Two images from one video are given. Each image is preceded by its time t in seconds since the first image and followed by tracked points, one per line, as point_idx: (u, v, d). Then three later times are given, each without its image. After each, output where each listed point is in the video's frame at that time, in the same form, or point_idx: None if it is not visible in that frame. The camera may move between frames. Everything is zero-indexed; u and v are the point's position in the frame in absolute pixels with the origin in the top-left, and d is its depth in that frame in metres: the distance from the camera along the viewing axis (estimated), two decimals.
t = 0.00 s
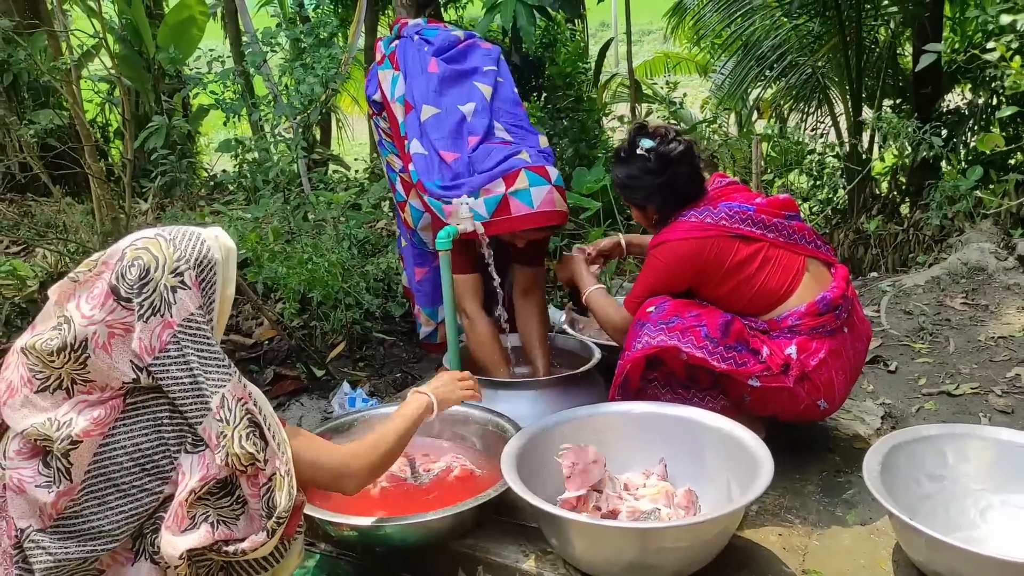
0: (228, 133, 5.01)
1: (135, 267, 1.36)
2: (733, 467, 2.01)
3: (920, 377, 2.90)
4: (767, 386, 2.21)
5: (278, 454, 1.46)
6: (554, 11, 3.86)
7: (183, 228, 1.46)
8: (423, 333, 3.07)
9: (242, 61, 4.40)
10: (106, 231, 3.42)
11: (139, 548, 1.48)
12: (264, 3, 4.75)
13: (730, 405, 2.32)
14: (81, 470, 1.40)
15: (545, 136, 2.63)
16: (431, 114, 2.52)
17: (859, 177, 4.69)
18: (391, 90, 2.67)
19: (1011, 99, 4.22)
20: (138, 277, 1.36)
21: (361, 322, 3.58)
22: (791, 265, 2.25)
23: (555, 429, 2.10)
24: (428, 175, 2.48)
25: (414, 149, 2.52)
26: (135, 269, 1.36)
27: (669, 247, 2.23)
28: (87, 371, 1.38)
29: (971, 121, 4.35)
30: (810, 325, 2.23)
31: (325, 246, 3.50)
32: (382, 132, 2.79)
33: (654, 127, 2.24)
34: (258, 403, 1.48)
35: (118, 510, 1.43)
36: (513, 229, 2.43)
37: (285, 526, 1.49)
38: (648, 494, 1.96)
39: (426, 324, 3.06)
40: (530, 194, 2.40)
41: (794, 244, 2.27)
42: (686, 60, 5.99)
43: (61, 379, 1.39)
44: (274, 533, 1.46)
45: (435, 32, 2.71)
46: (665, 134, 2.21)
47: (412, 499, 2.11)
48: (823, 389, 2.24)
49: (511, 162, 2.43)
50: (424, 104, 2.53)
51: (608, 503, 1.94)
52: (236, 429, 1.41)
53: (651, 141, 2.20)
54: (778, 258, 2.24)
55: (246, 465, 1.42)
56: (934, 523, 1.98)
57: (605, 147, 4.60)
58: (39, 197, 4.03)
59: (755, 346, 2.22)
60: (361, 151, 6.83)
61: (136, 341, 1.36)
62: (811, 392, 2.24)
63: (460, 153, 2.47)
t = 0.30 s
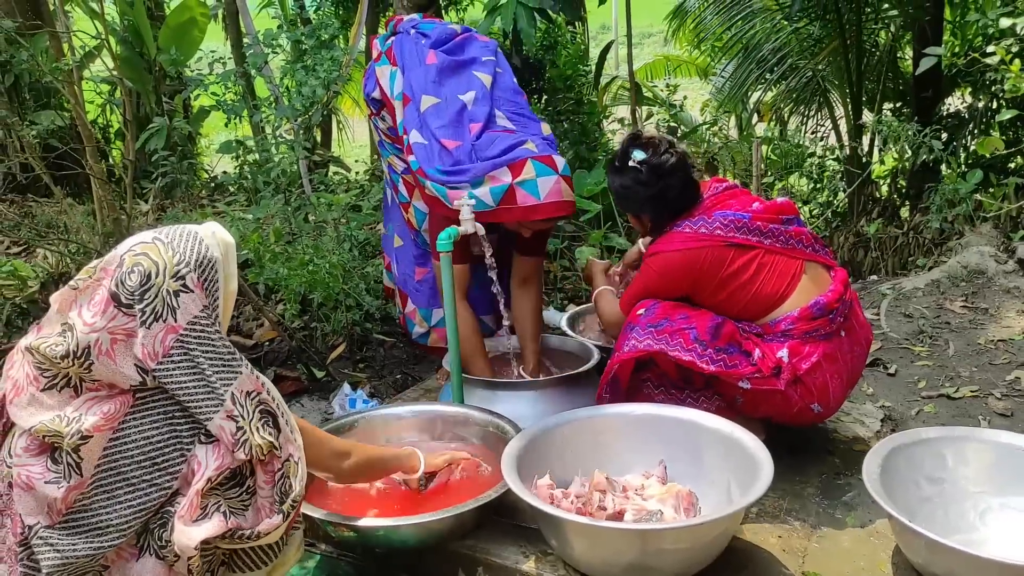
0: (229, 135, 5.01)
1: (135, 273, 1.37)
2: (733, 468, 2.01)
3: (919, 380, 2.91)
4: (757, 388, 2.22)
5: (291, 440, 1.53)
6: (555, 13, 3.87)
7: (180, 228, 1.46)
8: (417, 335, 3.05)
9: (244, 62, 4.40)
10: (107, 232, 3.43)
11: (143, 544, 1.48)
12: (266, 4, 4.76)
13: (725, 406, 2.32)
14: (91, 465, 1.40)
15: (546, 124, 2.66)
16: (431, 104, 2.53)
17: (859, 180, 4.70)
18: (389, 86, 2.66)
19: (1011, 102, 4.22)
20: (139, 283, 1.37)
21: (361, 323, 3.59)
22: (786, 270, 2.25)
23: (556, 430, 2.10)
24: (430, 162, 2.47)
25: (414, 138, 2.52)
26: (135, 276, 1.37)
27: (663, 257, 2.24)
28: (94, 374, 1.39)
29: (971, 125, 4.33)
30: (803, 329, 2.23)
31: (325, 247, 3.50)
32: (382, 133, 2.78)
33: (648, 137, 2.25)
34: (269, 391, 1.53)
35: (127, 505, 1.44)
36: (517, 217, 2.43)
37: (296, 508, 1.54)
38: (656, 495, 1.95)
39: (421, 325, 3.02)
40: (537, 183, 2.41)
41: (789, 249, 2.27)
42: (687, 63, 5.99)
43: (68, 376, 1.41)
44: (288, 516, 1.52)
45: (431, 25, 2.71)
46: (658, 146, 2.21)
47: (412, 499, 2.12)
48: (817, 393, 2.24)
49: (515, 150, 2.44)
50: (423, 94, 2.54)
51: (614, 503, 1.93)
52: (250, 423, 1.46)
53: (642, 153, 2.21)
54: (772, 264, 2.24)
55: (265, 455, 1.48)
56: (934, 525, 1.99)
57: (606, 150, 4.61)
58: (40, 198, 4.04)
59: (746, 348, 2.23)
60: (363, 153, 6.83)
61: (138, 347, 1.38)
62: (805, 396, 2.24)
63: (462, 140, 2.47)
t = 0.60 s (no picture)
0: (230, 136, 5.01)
1: (135, 280, 1.36)
2: (736, 468, 2.01)
3: (921, 383, 2.91)
4: (772, 387, 2.22)
5: (293, 445, 1.51)
6: (556, 15, 3.87)
7: (177, 230, 1.46)
8: (423, 333, 3.05)
9: (245, 64, 4.40)
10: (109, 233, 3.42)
11: (147, 544, 1.49)
12: (267, 6, 4.75)
13: (731, 410, 2.35)
14: (95, 467, 1.40)
15: (556, 112, 2.59)
16: (440, 93, 2.50)
17: (860, 183, 4.70)
18: (398, 80, 2.65)
19: (1013, 105, 4.22)
20: (138, 290, 1.36)
21: (363, 324, 3.59)
22: (794, 267, 2.26)
23: (560, 432, 2.10)
24: (440, 150, 2.42)
25: (423, 127, 2.48)
26: (134, 283, 1.36)
27: (677, 249, 2.20)
28: (96, 379, 1.39)
29: (972, 127, 4.34)
30: (814, 326, 2.24)
31: (327, 248, 3.50)
32: (390, 131, 2.78)
33: (657, 132, 2.24)
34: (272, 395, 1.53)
35: (130, 505, 1.44)
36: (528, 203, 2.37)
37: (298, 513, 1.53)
38: (659, 497, 1.95)
39: (424, 324, 3.03)
40: (546, 168, 2.34)
41: (795, 246, 2.29)
42: (688, 65, 5.99)
43: (72, 378, 1.40)
44: (290, 519, 1.51)
45: (439, 19, 2.71)
46: (667, 140, 2.22)
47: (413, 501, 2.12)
48: (828, 390, 2.25)
49: (524, 135, 2.38)
50: (433, 83, 2.51)
51: (617, 505, 1.93)
52: (253, 426, 1.46)
53: (653, 146, 2.20)
54: (781, 260, 2.25)
55: (266, 458, 1.47)
56: (937, 528, 1.99)
57: (608, 151, 4.61)
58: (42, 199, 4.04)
59: (761, 347, 2.23)
60: (364, 154, 6.83)
61: (139, 353, 1.38)
62: (816, 394, 2.25)
63: (472, 127, 2.43)
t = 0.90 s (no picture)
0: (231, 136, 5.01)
1: (134, 287, 1.35)
2: (738, 470, 2.02)
3: (923, 384, 2.90)
4: (774, 386, 2.22)
5: (297, 448, 1.54)
6: (558, 15, 3.86)
7: (176, 234, 1.45)
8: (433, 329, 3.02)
9: (247, 64, 4.40)
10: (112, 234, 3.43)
11: (151, 546, 1.48)
12: (268, 6, 4.75)
13: (733, 411, 2.33)
14: (99, 469, 1.40)
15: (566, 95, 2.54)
16: (446, 78, 2.47)
17: (862, 184, 4.70)
18: (407, 72, 2.61)
19: (1015, 106, 4.21)
20: (137, 296, 1.35)
21: (365, 325, 3.59)
22: (792, 269, 2.27)
23: (561, 432, 2.10)
24: (445, 131, 2.37)
25: (429, 112, 2.43)
26: (134, 289, 1.35)
27: (682, 265, 2.16)
28: (99, 384, 1.39)
29: (973, 128, 4.33)
30: (815, 325, 2.24)
31: (329, 249, 3.50)
32: (398, 129, 2.76)
33: (660, 137, 2.20)
34: (274, 399, 1.53)
35: (134, 508, 1.44)
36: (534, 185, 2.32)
37: (301, 516, 1.56)
38: (661, 498, 1.96)
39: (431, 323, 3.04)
40: (550, 151, 2.28)
41: (792, 248, 2.29)
42: (689, 65, 5.99)
43: (77, 381, 1.40)
44: (293, 523, 1.53)
45: (444, 12, 2.69)
46: (675, 144, 2.18)
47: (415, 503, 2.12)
48: (829, 388, 2.25)
49: (528, 116, 2.33)
50: (439, 69, 2.49)
51: (619, 507, 1.93)
52: (254, 432, 1.46)
53: (661, 150, 2.16)
54: (780, 263, 2.25)
55: (270, 463, 1.49)
56: (938, 530, 1.99)
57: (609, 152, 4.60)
58: (44, 200, 4.04)
59: (762, 347, 2.23)
60: (365, 154, 6.83)
61: (140, 359, 1.37)
62: (818, 392, 2.25)
63: (478, 108, 2.39)
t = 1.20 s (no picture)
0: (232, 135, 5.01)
1: (134, 287, 1.35)
2: (739, 469, 2.02)
3: (925, 384, 2.90)
4: (776, 388, 2.22)
5: (298, 450, 1.54)
6: (560, 15, 3.86)
7: (175, 235, 1.44)
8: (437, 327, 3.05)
9: (249, 64, 4.40)
10: (115, 233, 3.43)
11: (153, 543, 1.49)
12: (270, 5, 4.75)
13: (737, 412, 2.33)
14: (101, 467, 1.40)
15: (574, 70, 2.54)
16: (456, 58, 2.46)
17: (863, 184, 4.69)
18: (418, 63, 2.58)
19: (1016, 106, 4.21)
20: (137, 297, 1.35)
21: (367, 324, 3.59)
22: (783, 266, 2.26)
23: (562, 431, 2.11)
24: (456, 106, 2.38)
25: (439, 93, 2.43)
26: (133, 290, 1.35)
27: (673, 273, 2.16)
28: (100, 383, 1.39)
29: (975, 128, 4.32)
30: (812, 322, 2.24)
31: (332, 248, 3.50)
32: (410, 124, 2.73)
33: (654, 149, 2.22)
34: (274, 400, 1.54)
35: (136, 506, 1.44)
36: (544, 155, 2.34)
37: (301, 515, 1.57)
38: (663, 497, 1.96)
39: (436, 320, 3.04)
40: (559, 120, 2.31)
41: (781, 246, 2.28)
42: (691, 65, 5.98)
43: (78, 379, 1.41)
44: (294, 523, 1.54)
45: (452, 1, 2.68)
46: (668, 155, 2.20)
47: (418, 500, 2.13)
48: (830, 385, 2.26)
49: (536, 87, 2.34)
50: (448, 51, 2.48)
51: (621, 505, 1.94)
52: (255, 433, 1.47)
53: (656, 162, 2.18)
54: (771, 262, 2.24)
55: (269, 464, 1.50)
56: (940, 528, 1.99)
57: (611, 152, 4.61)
58: (46, 198, 4.04)
59: (761, 349, 2.23)
60: (366, 153, 6.83)
61: (140, 359, 1.37)
62: (819, 390, 2.25)
63: (487, 82, 2.39)
